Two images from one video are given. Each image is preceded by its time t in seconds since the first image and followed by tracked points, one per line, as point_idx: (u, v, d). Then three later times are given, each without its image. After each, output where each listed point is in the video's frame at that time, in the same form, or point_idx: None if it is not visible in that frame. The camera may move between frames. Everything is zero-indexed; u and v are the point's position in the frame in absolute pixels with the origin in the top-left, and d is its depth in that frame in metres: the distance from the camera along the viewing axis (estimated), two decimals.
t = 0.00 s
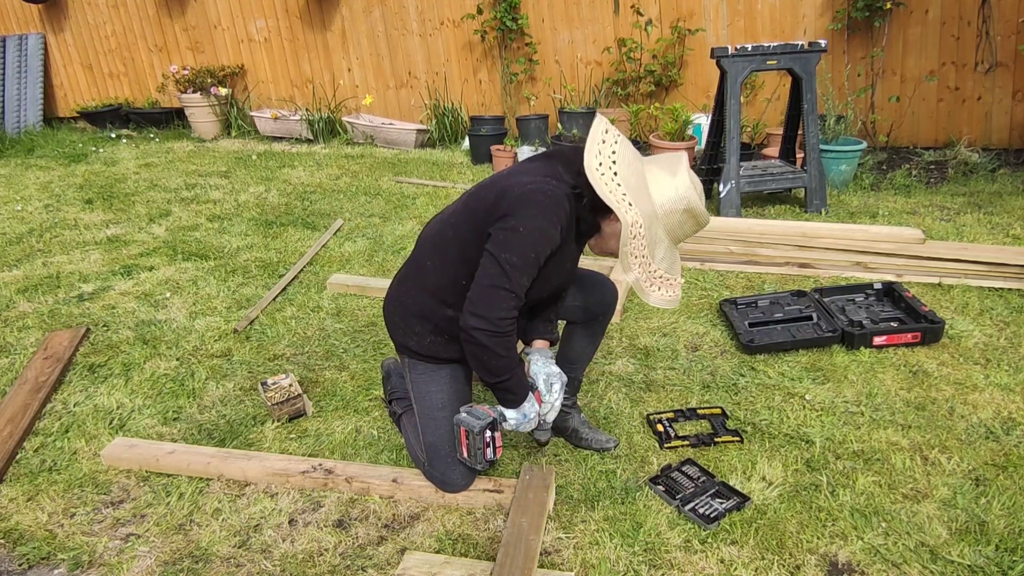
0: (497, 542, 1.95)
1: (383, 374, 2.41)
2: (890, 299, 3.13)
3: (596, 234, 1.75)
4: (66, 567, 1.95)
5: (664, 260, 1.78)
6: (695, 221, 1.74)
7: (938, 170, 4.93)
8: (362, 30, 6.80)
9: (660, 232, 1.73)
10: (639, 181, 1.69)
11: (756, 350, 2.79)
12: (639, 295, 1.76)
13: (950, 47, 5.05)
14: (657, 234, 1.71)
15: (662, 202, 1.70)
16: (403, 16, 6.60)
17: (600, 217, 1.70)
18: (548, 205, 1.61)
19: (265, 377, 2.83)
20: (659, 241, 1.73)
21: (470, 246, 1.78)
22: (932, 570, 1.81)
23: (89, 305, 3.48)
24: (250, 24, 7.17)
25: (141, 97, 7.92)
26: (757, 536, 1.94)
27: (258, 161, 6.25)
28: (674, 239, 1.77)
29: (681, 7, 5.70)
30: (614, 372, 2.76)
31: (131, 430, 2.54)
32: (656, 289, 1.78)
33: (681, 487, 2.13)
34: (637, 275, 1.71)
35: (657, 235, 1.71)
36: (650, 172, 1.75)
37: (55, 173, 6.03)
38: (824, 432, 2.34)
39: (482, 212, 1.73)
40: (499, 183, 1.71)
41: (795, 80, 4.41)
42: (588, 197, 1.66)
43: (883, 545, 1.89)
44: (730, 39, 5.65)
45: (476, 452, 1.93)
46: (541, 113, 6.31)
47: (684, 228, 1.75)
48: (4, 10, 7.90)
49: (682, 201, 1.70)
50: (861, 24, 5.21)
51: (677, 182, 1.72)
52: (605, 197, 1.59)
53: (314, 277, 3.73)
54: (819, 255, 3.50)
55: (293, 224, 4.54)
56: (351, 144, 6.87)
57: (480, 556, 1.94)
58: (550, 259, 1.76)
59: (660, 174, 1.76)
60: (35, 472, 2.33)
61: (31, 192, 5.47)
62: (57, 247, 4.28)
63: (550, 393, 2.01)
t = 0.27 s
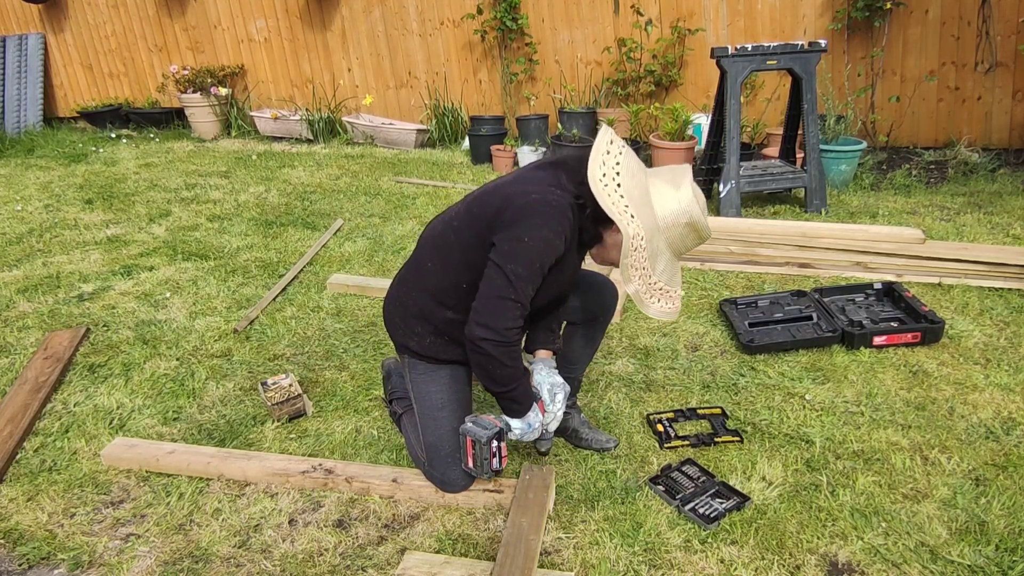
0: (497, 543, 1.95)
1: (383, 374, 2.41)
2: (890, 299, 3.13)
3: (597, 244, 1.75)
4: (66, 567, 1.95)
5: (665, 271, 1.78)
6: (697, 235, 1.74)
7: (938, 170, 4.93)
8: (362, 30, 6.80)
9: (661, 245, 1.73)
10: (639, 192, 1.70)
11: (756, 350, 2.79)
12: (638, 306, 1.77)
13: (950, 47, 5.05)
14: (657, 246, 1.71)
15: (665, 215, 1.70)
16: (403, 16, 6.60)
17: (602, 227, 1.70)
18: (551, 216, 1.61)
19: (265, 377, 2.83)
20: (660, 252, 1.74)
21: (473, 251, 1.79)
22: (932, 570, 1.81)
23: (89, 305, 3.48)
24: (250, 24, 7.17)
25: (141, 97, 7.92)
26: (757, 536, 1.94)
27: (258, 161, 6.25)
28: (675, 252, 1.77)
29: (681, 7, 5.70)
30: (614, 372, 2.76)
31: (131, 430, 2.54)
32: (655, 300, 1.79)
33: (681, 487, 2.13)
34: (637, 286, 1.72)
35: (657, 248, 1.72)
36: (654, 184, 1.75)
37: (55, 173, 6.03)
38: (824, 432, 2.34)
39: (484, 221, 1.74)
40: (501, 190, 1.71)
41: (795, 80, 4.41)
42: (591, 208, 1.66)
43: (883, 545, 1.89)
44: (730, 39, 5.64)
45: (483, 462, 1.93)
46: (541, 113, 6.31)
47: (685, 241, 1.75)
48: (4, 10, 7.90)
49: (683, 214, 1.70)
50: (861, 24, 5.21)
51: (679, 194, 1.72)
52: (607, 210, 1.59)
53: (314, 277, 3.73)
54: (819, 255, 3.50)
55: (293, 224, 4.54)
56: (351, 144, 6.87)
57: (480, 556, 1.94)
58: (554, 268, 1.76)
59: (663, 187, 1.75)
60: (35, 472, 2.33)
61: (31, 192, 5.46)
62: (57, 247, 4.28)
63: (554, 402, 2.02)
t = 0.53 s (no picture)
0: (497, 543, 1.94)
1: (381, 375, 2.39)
2: (890, 299, 3.13)
3: (592, 237, 1.75)
4: (66, 567, 1.95)
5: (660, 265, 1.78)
6: (690, 222, 1.76)
7: (938, 170, 4.93)
8: (362, 30, 6.80)
9: (654, 235, 1.74)
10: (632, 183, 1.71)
11: (756, 350, 2.79)
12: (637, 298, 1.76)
13: (950, 47, 5.05)
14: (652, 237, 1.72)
15: (657, 204, 1.72)
16: (404, 16, 6.60)
17: (596, 220, 1.69)
18: (550, 214, 1.61)
19: (265, 377, 2.83)
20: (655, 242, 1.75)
21: (471, 252, 1.78)
22: (932, 570, 1.81)
23: (89, 305, 3.48)
24: (250, 24, 7.17)
25: (141, 97, 7.92)
26: (757, 536, 1.94)
27: (258, 161, 6.25)
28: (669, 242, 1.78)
29: (681, 7, 5.70)
30: (614, 372, 2.77)
31: (131, 430, 2.54)
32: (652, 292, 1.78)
33: (681, 487, 2.13)
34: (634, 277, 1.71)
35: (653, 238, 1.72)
36: (645, 175, 1.78)
37: (55, 173, 6.02)
38: (824, 432, 2.34)
39: (483, 222, 1.73)
40: (498, 189, 1.71)
41: (795, 80, 4.41)
42: (586, 202, 1.66)
43: (883, 545, 1.89)
44: (730, 39, 5.65)
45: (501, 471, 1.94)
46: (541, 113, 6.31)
47: (678, 230, 1.76)
48: (4, 10, 7.90)
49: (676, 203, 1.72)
50: (861, 24, 5.21)
51: (671, 185, 1.74)
52: (600, 200, 1.59)
53: (314, 277, 3.73)
54: (819, 255, 3.50)
55: (293, 224, 4.53)
56: (351, 144, 6.86)
57: (480, 556, 1.94)
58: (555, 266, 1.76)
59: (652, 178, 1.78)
60: (35, 472, 2.33)
61: (31, 192, 5.46)
62: (57, 247, 4.28)
63: (554, 403, 2.08)
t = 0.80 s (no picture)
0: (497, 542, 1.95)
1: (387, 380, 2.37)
2: (890, 299, 3.13)
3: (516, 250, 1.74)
4: (66, 567, 1.95)
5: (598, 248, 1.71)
6: (620, 203, 1.68)
7: (938, 170, 4.92)
8: (362, 30, 6.80)
9: (580, 221, 1.68)
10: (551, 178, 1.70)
11: (756, 350, 2.79)
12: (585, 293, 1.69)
13: (950, 47, 5.05)
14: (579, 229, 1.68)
15: (576, 190, 1.67)
16: (404, 16, 6.60)
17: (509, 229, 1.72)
18: (460, 229, 1.64)
19: (265, 377, 2.83)
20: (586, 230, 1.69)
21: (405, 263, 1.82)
22: (932, 570, 1.81)
23: (89, 305, 3.48)
24: (250, 24, 7.17)
25: (141, 96, 7.91)
26: (757, 536, 1.94)
27: (258, 161, 6.25)
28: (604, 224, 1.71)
29: (681, 7, 5.69)
30: (614, 372, 2.76)
31: (131, 430, 2.54)
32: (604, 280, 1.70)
33: (681, 486, 2.13)
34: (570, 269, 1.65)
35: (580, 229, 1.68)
36: (565, 164, 1.75)
37: (55, 173, 6.02)
38: (824, 432, 2.34)
39: (413, 231, 1.79)
40: (426, 210, 1.77)
41: (795, 80, 4.41)
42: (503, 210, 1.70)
43: (883, 545, 1.89)
44: (730, 39, 5.64)
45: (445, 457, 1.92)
46: (541, 113, 6.31)
47: (608, 208, 1.69)
48: (4, 10, 7.90)
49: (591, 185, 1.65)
50: (861, 24, 5.20)
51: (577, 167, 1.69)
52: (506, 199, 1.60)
53: (314, 277, 3.73)
54: (819, 255, 3.49)
55: (293, 224, 4.53)
56: (351, 144, 6.86)
57: (480, 556, 1.94)
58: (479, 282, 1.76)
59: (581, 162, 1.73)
60: (35, 472, 2.33)
61: (31, 192, 5.46)
62: (57, 247, 4.28)
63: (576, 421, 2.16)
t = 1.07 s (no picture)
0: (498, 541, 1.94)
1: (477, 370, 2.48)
2: (890, 299, 3.13)
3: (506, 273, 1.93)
4: (66, 567, 1.95)
5: (472, 232, 1.70)
6: (449, 176, 1.67)
7: (938, 170, 4.93)
8: (362, 30, 6.80)
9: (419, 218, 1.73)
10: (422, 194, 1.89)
11: (756, 350, 2.79)
12: (469, 281, 1.73)
13: (950, 47, 5.05)
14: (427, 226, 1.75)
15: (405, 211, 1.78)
16: (403, 16, 6.60)
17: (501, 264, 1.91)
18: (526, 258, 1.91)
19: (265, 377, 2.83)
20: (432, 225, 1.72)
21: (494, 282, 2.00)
22: (932, 570, 1.81)
23: (89, 305, 3.48)
24: (250, 24, 7.17)
25: (141, 96, 7.92)
26: (757, 536, 1.94)
27: (258, 161, 6.24)
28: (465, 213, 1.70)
29: (681, 7, 5.69)
30: (614, 372, 2.77)
31: (131, 430, 2.53)
32: (485, 264, 1.71)
33: (681, 487, 2.12)
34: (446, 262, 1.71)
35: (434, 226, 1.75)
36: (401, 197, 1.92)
37: (55, 173, 6.02)
38: (824, 432, 2.34)
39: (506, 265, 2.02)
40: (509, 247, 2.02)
41: (795, 79, 4.41)
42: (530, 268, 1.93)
43: (883, 545, 1.89)
44: (730, 39, 5.64)
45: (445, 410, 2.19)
46: (541, 113, 6.31)
47: (472, 193, 1.69)
48: (4, 10, 7.90)
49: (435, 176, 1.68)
50: (861, 24, 5.20)
51: (449, 163, 1.70)
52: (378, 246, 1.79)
53: (314, 277, 3.73)
54: (819, 255, 3.49)
55: (293, 224, 4.53)
56: (351, 144, 6.86)
57: (480, 556, 1.93)
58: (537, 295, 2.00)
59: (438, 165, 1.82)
60: (35, 472, 2.33)
61: (31, 192, 5.46)
62: (57, 247, 4.28)
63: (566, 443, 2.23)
